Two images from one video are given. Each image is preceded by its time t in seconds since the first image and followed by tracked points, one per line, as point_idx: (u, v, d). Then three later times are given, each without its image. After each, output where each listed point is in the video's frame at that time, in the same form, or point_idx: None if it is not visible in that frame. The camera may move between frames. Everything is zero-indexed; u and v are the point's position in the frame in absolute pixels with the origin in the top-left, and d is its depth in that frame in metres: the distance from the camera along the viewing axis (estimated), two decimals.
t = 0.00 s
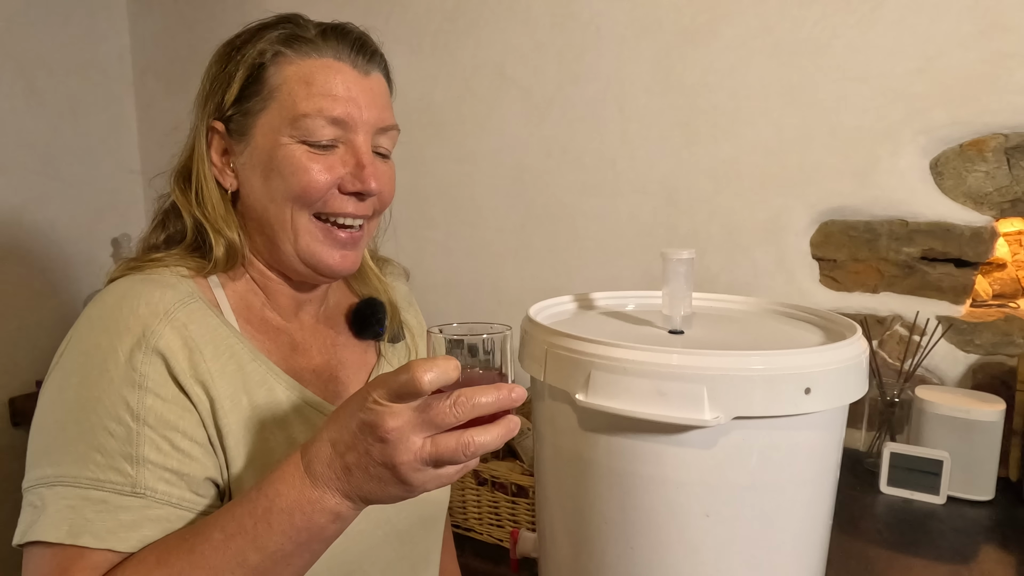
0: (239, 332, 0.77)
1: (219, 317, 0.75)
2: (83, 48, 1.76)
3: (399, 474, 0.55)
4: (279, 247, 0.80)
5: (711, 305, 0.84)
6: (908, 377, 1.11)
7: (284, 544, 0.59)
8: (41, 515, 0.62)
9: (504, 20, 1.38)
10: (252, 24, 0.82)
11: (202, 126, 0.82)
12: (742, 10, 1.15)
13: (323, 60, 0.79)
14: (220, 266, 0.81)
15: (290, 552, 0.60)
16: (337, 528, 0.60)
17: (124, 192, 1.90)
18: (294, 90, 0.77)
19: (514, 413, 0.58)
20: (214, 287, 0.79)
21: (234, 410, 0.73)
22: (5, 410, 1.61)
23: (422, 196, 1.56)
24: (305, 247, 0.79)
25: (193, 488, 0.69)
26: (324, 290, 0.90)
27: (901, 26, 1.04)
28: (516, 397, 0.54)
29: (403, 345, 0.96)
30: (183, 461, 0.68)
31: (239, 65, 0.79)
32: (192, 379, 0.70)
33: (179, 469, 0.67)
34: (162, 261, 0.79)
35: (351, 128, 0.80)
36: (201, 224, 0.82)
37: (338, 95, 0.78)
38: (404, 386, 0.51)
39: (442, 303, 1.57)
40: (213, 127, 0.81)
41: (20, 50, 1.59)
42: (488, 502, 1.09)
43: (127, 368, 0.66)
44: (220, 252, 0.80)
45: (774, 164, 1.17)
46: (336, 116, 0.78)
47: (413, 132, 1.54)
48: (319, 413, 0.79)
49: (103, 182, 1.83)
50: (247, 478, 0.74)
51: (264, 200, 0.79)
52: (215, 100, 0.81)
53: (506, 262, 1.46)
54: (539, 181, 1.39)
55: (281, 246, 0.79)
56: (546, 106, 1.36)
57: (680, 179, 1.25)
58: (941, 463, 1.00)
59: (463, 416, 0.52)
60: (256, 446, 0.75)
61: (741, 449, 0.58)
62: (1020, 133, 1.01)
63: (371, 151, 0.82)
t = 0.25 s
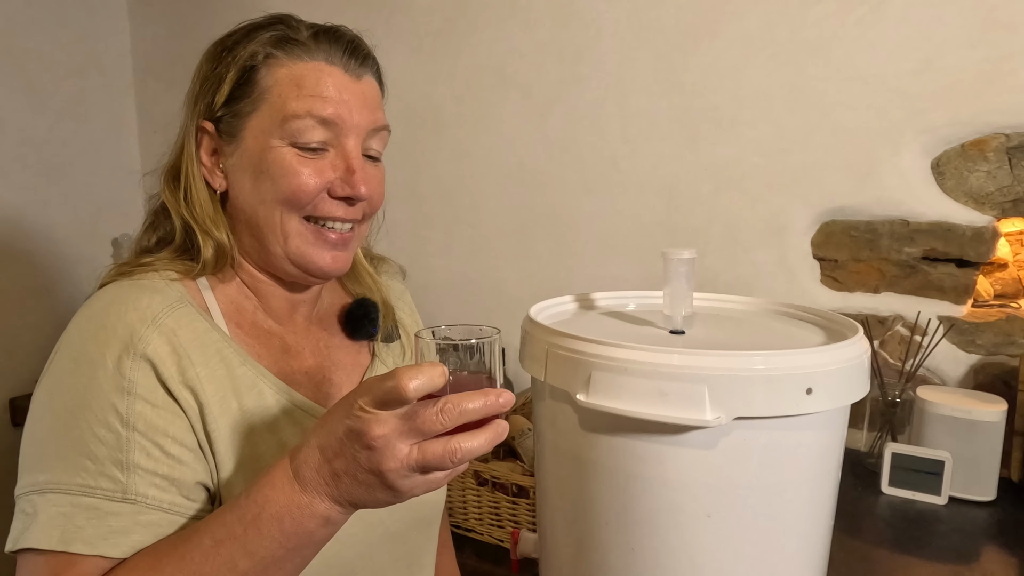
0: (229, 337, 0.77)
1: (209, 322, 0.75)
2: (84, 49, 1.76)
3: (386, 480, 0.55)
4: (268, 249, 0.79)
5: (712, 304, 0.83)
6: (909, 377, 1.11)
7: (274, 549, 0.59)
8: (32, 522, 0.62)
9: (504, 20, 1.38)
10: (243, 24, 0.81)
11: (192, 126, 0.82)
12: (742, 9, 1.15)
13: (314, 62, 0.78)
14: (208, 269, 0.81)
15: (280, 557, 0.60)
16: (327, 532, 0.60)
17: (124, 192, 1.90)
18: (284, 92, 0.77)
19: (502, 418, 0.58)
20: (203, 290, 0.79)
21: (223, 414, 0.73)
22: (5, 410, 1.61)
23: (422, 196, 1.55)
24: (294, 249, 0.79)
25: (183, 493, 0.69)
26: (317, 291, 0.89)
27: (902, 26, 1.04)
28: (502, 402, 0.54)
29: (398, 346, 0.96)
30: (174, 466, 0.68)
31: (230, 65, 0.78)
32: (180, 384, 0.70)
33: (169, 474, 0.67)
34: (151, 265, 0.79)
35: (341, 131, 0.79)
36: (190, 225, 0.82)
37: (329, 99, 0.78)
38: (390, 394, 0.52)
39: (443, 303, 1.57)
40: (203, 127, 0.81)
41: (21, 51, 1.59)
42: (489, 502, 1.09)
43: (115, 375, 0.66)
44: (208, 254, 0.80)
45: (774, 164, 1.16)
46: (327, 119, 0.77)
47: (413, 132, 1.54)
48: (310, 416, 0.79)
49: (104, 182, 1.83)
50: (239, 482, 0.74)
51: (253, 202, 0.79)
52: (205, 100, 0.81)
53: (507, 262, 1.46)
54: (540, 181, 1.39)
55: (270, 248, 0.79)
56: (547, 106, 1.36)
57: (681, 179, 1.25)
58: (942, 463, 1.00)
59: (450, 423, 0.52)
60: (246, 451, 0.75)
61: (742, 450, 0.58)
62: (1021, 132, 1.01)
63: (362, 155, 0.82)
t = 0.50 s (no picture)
0: (219, 341, 0.77)
1: (198, 327, 0.75)
2: (84, 49, 1.76)
3: (371, 485, 0.54)
4: (262, 251, 0.79)
5: (713, 304, 0.83)
6: (911, 377, 1.11)
7: (261, 553, 0.59)
8: (22, 528, 0.62)
9: (505, 20, 1.37)
10: (232, 25, 0.81)
11: (182, 129, 0.81)
12: (744, 9, 1.15)
13: (305, 63, 0.78)
14: (197, 272, 0.81)
15: (267, 561, 0.60)
16: (315, 536, 0.60)
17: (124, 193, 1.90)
18: (276, 92, 0.77)
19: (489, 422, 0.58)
20: (194, 294, 0.79)
21: (211, 419, 0.73)
22: (5, 411, 1.61)
23: (423, 197, 1.55)
24: (288, 251, 0.79)
25: (172, 498, 0.69)
26: (310, 294, 0.89)
27: (904, 26, 1.04)
28: (486, 406, 0.54)
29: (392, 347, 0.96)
30: (162, 471, 0.68)
31: (220, 67, 0.78)
32: (167, 389, 0.70)
33: (157, 478, 0.67)
34: (141, 270, 0.79)
35: (333, 131, 0.79)
36: (179, 228, 0.82)
37: (320, 99, 0.78)
38: (373, 399, 0.52)
39: (444, 303, 1.57)
40: (194, 130, 0.80)
41: (22, 51, 1.59)
42: (490, 503, 1.09)
43: (102, 381, 0.66)
44: (197, 259, 0.81)
45: (776, 164, 1.16)
46: (318, 119, 0.77)
47: (413, 132, 1.53)
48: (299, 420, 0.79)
49: (104, 183, 1.83)
50: (228, 485, 0.74)
51: (246, 205, 0.78)
52: (195, 102, 0.80)
53: (508, 262, 1.46)
54: (541, 181, 1.39)
55: (264, 250, 0.79)
56: (547, 106, 1.36)
57: (682, 179, 1.24)
58: (944, 464, 1.00)
59: (434, 427, 0.52)
60: (234, 455, 0.75)
61: (745, 450, 0.57)
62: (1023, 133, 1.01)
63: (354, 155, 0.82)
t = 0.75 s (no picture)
0: (212, 347, 0.77)
1: (190, 333, 0.75)
2: (84, 48, 1.76)
3: (359, 493, 0.54)
4: (253, 263, 0.80)
5: (714, 305, 0.83)
6: (912, 377, 1.11)
7: (250, 560, 0.59)
8: (15, 534, 0.62)
9: (505, 20, 1.37)
10: (233, 36, 0.80)
11: (177, 136, 0.81)
12: (744, 9, 1.15)
13: (304, 81, 0.78)
14: (190, 278, 0.81)
15: (258, 568, 0.60)
16: (305, 542, 0.60)
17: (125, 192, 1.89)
18: (273, 110, 0.76)
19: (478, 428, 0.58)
20: (186, 300, 0.79)
21: (203, 424, 0.73)
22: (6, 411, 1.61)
23: (423, 197, 1.55)
24: (279, 264, 0.79)
25: (164, 503, 0.69)
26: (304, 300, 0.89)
27: (905, 26, 1.04)
28: (473, 414, 0.54)
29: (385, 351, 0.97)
30: (154, 477, 0.68)
31: (218, 79, 0.78)
32: (159, 395, 0.70)
33: (149, 484, 0.67)
34: (135, 276, 0.79)
35: (329, 152, 0.79)
36: (171, 235, 0.82)
37: (317, 119, 0.77)
38: (360, 409, 0.52)
39: (444, 303, 1.57)
40: (188, 139, 0.80)
41: (22, 51, 1.59)
42: (490, 503, 1.08)
43: (94, 388, 0.66)
44: (189, 264, 0.80)
45: (776, 164, 1.16)
46: (314, 139, 0.77)
47: (414, 132, 1.53)
48: (291, 424, 0.79)
49: (105, 182, 1.83)
50: (220, 489, 0.73)
51: (239, 218, 0.78)
52: (192, 111, 0.80)
53: (508, 262, 1.46)
54: (541, 181, 1.39)
55: (255, 262, 0.80)
56: (548, 106, 1.36)
57: (683, 179, 1.24)
58: (946, 464, 1.00)
59: (421, 436, 0.52)
60: (226, 460, 0.74)
61: (747, 451, 0.57)
62: None
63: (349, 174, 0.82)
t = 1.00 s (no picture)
0: (218, 343, 0.77)
1: (196, 328, 0.76)
2: (84, 48, 1.76)
3: (366, 480, 0.54)
4: (257, 254, 0.79)
5: (714, 304, 0.83)
6: (912, 377, 1.11)
7: (260, 550, 0.59)
8: (25, 529, 0.63)
9: (505, 19, 1.37)
10: (221, 35, 0.81)
11: (175, 138, 0.81)
12: (744, 9, 1.15)
13: (295, 69, 0.79)
14: (193, 278, 0.81)
15: (267, 557, 0.60)
16: (313, 531, 0.60)
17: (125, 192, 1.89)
18: (267, 99, 0.77)
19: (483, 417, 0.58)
20: (191, 299, 0.79)
21: (210, 418, 0.73)
22: (6, 410, 1.61)
23: (423, 196, 1.55)
24: (284, 254, 0.79)
25: (171, 497, 0.69)
26: (306, 295, 0.89)
27: (905, 25, 1.04)
28: (478, 404, 0.54)
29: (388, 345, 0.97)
30: (162, 471, 0.68)
31: (211, 76, 0.78)
32: (166, 391, 0.70)
33: (157, 478, 0.68)
34: (139, 276, 0.79)
35: (325, 136, 0.79)
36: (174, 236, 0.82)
37: (312, 104, 0.78)
38: (365, 395, 0.52)
39: (444, 303, 1.57)
40: (187, 138, 0.80)
41: (22, 51, 1.59)
42: (490, 503, 1.08)
43: (101, 383, 0.67)
44: (192, 264, 0.80)
45: (776, 164, 1.16)
46: (310, 124, 0.78)
47: (413, 132, 1.53)
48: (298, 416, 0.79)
49: (105, 182, 1.83)
50: (227, 483, 0.73)
51: (242, 210, 0.78)
52: (187, 111, 0.80)
53: (508, 262, 1.46)
54: (541, 181, 1.39)
55: (259, 253, 0.79)
56: (548, 106, 1.36)
57: (682, 179, 1.24)
58: (946, 464, 1.00)
59: (426, 427, 0.52)
60: (234, 454, 0.74)
61: (747, 450, 0.57)
62: None
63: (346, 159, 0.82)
